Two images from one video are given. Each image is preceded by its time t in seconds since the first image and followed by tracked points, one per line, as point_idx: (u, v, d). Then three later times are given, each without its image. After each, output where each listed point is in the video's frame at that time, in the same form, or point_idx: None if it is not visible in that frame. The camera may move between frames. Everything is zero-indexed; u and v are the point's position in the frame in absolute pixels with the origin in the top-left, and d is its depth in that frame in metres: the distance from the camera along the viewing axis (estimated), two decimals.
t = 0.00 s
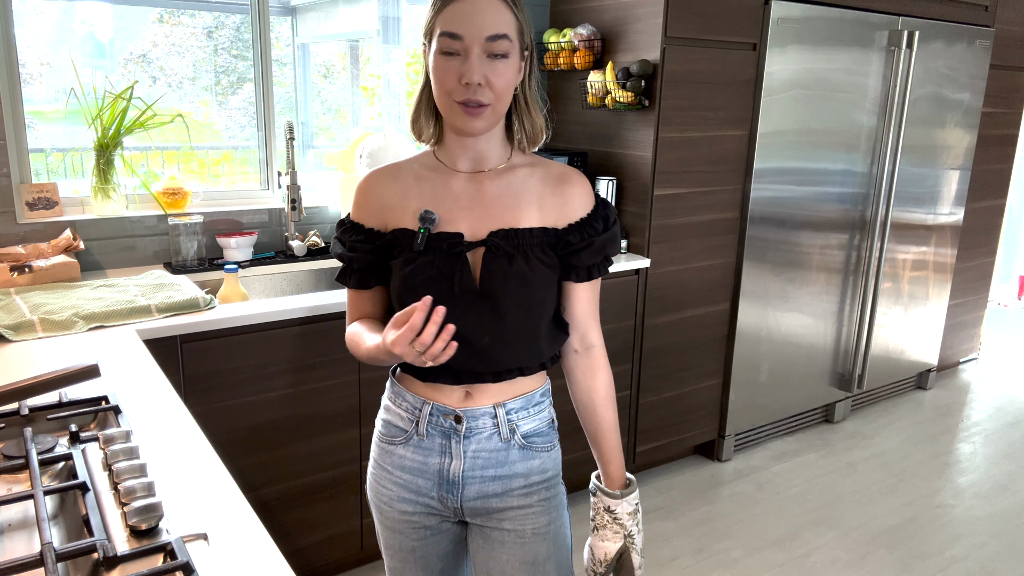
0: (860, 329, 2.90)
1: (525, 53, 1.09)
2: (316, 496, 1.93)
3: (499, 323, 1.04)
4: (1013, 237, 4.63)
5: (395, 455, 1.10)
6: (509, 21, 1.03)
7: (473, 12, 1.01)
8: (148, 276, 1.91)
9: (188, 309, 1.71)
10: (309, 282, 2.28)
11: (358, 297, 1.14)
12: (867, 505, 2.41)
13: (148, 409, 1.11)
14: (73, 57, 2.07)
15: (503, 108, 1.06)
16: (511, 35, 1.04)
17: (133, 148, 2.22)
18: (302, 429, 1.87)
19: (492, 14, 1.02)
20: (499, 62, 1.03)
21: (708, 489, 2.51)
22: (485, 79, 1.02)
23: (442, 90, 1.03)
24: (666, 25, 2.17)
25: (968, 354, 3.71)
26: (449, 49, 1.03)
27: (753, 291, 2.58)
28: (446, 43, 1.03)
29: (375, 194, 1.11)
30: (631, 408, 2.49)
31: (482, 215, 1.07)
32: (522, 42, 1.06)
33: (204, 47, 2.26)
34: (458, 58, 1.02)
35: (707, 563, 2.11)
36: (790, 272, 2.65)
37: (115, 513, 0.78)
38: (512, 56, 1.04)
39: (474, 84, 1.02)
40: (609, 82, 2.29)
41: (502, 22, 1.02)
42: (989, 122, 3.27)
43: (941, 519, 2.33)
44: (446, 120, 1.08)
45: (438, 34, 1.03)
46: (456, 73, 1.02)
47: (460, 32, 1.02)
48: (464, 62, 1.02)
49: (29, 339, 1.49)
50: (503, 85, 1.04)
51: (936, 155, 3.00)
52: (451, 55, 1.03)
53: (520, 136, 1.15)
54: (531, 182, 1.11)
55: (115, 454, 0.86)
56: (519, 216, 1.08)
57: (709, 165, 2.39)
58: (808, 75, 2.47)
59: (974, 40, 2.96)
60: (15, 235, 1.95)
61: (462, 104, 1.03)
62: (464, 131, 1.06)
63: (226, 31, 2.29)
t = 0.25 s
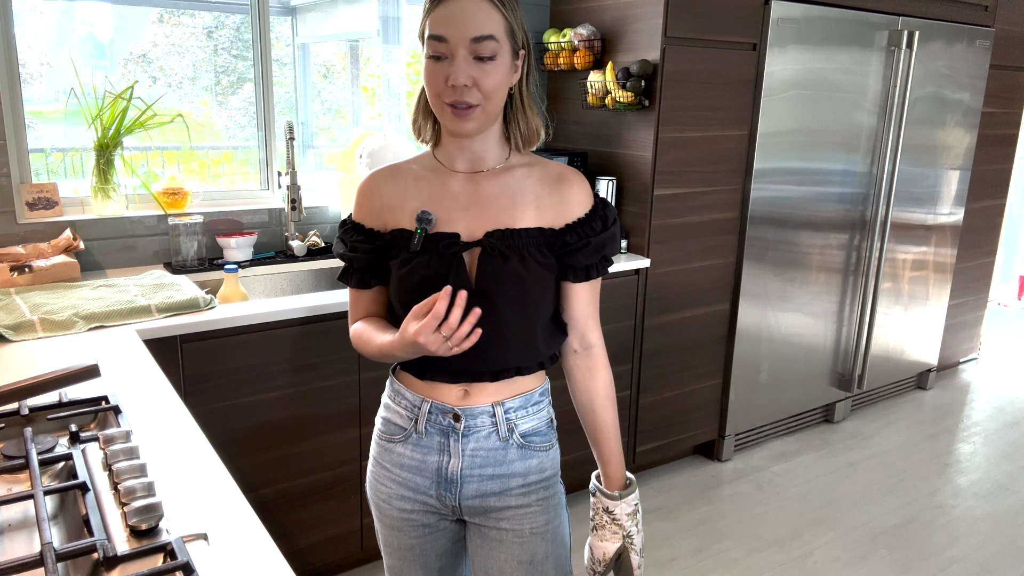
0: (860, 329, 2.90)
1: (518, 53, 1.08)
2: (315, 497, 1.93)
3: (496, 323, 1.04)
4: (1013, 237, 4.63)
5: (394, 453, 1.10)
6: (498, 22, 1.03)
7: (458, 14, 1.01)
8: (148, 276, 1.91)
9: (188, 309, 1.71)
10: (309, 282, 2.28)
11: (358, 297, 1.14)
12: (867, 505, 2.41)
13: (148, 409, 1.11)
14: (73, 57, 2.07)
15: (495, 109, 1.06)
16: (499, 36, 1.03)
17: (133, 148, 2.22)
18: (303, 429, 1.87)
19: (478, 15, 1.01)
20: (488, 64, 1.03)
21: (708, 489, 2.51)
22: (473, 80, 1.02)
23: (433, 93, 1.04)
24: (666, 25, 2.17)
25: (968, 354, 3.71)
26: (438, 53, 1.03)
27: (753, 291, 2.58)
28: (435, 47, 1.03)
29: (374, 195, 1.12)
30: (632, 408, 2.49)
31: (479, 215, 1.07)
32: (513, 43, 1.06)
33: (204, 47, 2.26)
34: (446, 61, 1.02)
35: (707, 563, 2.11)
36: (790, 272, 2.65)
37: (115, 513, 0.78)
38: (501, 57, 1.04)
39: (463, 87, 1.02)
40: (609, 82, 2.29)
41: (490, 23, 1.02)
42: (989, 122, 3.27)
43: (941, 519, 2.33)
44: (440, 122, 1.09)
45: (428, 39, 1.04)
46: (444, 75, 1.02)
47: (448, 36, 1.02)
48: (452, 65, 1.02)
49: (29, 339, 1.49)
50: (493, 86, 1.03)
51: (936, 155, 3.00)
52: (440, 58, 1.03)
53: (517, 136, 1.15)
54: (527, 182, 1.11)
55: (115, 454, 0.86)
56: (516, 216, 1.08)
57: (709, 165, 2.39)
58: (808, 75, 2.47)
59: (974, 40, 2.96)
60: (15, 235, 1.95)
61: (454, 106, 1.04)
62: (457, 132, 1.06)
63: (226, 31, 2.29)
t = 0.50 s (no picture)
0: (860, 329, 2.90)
1: (516, 53, 1.08)
2: (315, 497, 1.93)
3: (495, 322, 1.04)
4: (1013, 237, 4.63)
5: (395, 453, 1.10)
6: (496, 22, 1.03)
7: (456, 14, 1.01)
8: (148, 276, 1.91)
9: (188, 309, 1.71)
10: (309, 282, 2.28)
11: (358, 297, 1.14)
12: (867, 505, 2.41)
13: (148, 409, 1.11)
14: (73, 57, 2.07)
15: (493, 109, 1.06)
16: (497, 36, 1.03)
17: (133, 148, 2.22)
18: (303, 429, 1.87)
19: (476, 16, 1.01)
20: (486, 64, 1.03)
21: (708, 489, 2.51)
22: (470, 80, 1.02)
23: (431, 93, 1.04)
24: (666, 25, 2.17)
25: (968, 354, 3.71)
26: (436, 53, 1.03)
27: (753, 291, 2.58)
28: (433, 47, 1.03)
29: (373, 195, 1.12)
30: (632, 408, 2.49)
31: (478, 215, 1.07)
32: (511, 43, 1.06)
33: (204, 47, 2.26)
34: (445, 61, 1.02)
35: (707, 563, 2.11)
36: (790, 272, 2.65)
37: (115, 513, 0.78)
38: (499, 56, 1.04)
39: (461, 86, 1.02)
40: (609, 82, 2.29)
41: (488, 23, 1.02)
42: (989, 122, 3.27)
43: (941, 519, 2.33)
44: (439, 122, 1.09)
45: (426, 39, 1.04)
46: (442, 75, 1.02)
47: (446, 35, 1.02)
48: (450, 65, 1.02)
49: (29, 339, 1.49)
50: (491, 85, 1.03)
51: (936, 155, 3.00)
52: (438, 58, 1.03)
53: (516, 136, 1.14)
54: (526, 182, 1.11)
55: (115, 454, 0.86)
56: (515, 216, 1.08)
57: (709, 165, 2.39)
58: (808, 75, 2.47)
59: (974, 40, 2.96)
60: (15, 235, 1.95)
61: (452, 105, 1.04)
62: (456, 132, 1.06)
63: (226, 31, 2.29)
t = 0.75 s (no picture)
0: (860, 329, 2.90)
1: (515, 54, 1.08)
2: (315, 496, 1.93)
3: (493, 322, 1.04)
4: (1013, 237, 4.63)
5: (394, 452, 1.10)
6: (494, 22, 1.03)
7: (455, 14, 1.01)
8: (148, 277, 1.91)
9: (188, 309, 1.71)
10: (309, 282, 2.28)
11: (358, 298, 1.15)
12: (867, 505, 2.41)
13: (148, 409, 1.11)
14: (73, 57, 2.07)
15: (492, 108, 1.06)
16: (496, 36, 1.03)
17: (133, 148, 2.22)
18: (303, 429, 1.87)
19: (475, 16, 1.02)
20: (484, 64, 1.03)
21: (708, 489, 2.51)
22: (469, 80, 1.02)
23: (429, 93, 1.04)
24: (666, 25, 2.17)
25: (968, 354, 3.71)
26: (435, 53, 1.03)
27: (753, 291, 2.58)
28: (432, 47, 1.03)
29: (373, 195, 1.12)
30: (631, 408, 2.49)
31: (477, 215, 1.07)
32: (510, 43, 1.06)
33: (204, 47, 2.26)
34: (443, 61, 1.03)
35: (707, 563, 2.11)
36: (790, 272, 2.65)
37: (115, 513, 0.78)
38: (498, 57, 1.04)
39: (460, 86, 1.02)
40: (609, 82, 2.29)
41: (487, 23, 1.02)
42: (989, 122, 3.27)
43: (941, 519, 2.33)
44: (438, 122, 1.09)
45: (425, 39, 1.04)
46: (440, 75, 1.02)
47: (444, 35, 1.02)
48: (449, 65, 1.02)
49: (29, 339, 1.49)
50: (490, 85, 1.03)
51: (936, 155, 3.00)
52: (436, 58, 1.03)
53: (514, 137, 1.14)
54: (525, 182, 1.11)
55: (115, 454, 0.86)
56: (513, 216, 1.08)
57: (709, 165, 2.39)
58: (808, 75, 2.47)
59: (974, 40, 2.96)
60: (15, 235, 1.95)
61: (451, 105, 1.04)
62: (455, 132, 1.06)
63: (226, 31, 2.29)
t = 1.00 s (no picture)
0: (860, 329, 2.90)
1: (515, 54, 1.08)
2: (315, 496, 1.93)
3: (493, 322, 1.04)
4: (1013, 237, 4.63)
5: (394, 452, 1.10)
6: (495, 22, 1.03)
7: (455, 14, 1.01)
8: (148, 276, 1.91)
9: (188, 309, 1.71)
10: (309, 282, 2.28)
11: (358, 297, 1.15)
12: (867, 505, 2.41)
13: (148, 409, 1.11)
14: (73, 57, 2.07)
15: (492, 109, 1.06)
16: (497, 36, 1.03)
17: (133, 148, 2.22)
18: (304, 429, 1.88)
19: (475, 16, 1.01)
20: (485, 64, 1.03)
21: (708, 489, 2.51)
22: (470, 80, 1.02)
23: (430, 92, 1.04)
24: (666, 25, 2.17)
25: (968, 354, 3.71)
26: (435, 53, 1.03)
27: (753, 291, 2.58)
28: (433, 47, 1.03)
29: (373, 194, 1.12)
30: (632, 408, 2.49)
31: (477, 216, 1.08)
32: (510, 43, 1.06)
33: (204, 47, 2.26)
34: (444, 61, 1.03)
35: (707, 563, 2.11)
36: (790, 272, 2.65)
37: (115, 513, 0.78)
38: (498, 57, 1.04)
39: (461, 86, 1.02)
40: (609, 82, 2.29)
41: (487, 23, 1.02)
42: (989, 122, 3.27)
43: (941, 519, 2.33)
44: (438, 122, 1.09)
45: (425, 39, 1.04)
46: (441, 75, 1.02)
47: (445, 35, 1.02)
48: (449, 65, 1.02)
49: (29, 339, 1.49)
50: (491, 85, 1.03)
51: (936, 155, 3.00)
52: (437, 58, 1.03)
53: (514, 136, 1.14)
54: (525, 182, 1.11)
55: (115, 454, 0.86)
56: (513, 217, 1.08)
57: (709, 165, 2.39)
58: (808, 75, 2.47)
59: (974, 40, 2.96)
60: (15, 235, 1.95)
61: (451, 106, 1.04)
62: (456, 132, 1.06)
63: (226, 31, 2.29)
